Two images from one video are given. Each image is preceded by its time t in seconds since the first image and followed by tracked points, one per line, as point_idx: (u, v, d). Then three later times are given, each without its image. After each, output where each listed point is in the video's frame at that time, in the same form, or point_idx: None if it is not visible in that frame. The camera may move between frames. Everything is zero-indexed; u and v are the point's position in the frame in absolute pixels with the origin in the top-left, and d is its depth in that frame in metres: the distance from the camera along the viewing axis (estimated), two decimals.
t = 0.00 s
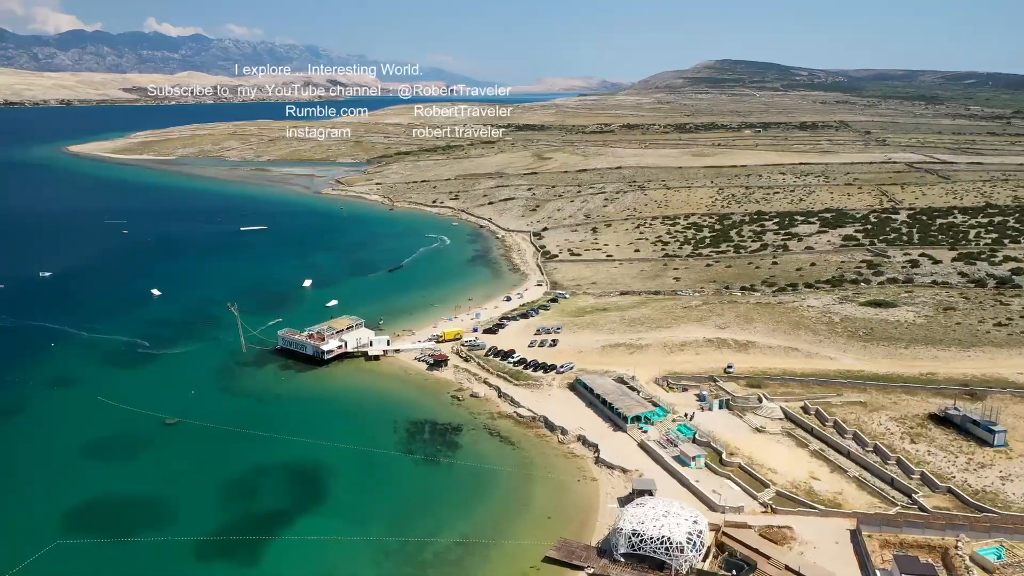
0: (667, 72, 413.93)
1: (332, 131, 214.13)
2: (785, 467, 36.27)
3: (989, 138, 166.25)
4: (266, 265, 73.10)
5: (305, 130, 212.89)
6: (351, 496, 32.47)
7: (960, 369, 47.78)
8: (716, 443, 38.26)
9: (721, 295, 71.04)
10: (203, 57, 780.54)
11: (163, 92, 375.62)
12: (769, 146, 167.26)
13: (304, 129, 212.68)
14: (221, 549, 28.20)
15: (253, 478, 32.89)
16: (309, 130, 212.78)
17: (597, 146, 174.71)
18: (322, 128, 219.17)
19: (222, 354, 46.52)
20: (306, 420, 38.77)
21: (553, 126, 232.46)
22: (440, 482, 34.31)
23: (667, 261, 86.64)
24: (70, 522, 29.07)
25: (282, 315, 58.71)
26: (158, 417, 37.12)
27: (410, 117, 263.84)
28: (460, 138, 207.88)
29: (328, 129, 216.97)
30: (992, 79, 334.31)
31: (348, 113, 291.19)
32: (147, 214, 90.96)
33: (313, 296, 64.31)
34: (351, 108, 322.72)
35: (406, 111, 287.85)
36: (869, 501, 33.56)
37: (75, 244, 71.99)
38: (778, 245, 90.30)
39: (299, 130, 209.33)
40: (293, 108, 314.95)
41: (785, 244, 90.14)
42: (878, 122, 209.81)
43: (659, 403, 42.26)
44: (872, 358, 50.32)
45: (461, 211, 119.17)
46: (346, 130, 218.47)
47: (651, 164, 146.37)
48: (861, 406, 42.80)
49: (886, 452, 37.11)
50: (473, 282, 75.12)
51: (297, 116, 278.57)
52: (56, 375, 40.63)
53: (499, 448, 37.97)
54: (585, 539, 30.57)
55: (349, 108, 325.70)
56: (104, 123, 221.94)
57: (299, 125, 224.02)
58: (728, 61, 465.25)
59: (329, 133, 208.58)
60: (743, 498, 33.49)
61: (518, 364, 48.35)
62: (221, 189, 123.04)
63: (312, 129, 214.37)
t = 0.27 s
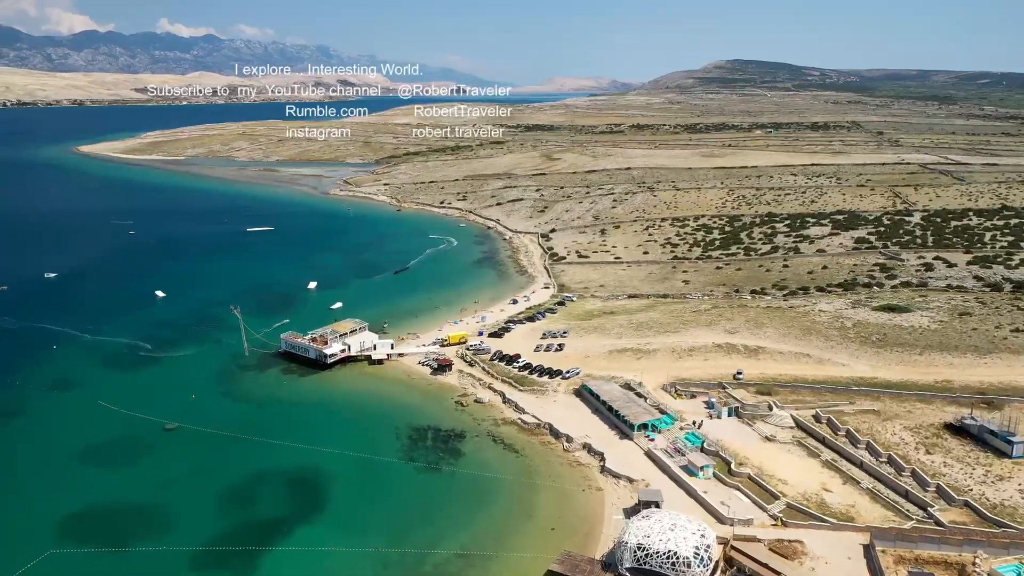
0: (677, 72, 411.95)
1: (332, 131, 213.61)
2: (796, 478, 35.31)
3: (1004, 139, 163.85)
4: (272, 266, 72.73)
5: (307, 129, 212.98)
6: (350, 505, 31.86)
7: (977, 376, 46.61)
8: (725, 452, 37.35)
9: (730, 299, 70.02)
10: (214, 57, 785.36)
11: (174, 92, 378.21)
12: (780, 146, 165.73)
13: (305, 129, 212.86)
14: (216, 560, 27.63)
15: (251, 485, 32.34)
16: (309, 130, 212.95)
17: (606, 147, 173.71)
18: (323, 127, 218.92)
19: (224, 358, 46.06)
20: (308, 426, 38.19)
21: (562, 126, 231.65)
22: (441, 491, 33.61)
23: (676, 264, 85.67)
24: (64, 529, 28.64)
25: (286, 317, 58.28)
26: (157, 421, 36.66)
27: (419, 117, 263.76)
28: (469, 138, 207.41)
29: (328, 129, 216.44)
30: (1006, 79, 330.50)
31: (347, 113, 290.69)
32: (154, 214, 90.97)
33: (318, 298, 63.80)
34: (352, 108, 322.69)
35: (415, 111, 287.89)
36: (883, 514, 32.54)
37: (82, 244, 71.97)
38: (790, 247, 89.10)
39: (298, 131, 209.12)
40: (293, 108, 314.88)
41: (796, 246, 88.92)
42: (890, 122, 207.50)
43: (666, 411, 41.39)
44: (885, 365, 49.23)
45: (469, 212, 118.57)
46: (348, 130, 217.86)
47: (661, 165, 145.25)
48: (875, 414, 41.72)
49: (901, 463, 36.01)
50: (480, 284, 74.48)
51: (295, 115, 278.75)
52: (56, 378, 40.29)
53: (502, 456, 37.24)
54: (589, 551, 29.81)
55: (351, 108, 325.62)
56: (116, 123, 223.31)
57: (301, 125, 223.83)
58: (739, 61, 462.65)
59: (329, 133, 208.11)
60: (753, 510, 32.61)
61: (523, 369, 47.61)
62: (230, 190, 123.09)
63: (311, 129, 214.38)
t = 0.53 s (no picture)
0: (687, 72, 409.82)
1: (333, 131, 212.82)
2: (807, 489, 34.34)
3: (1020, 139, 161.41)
4: (277, 267, 72.38)
5: (306, 130, 212.36)
6: (350, 514, 31.23)
7: (994, 384, 45.39)
8: (734, 462, 36.44)
9: (740, 303, 68.97)
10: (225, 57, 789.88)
11: (185, 92, 380.52)
12: (791, 147, 164.11)
13: (303, 129, 212.13)
14: (211, 571, 27.07)
15: (250, 493, 31.80)
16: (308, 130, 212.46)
17: (616, 147, 172.56)
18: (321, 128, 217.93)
19: (226, 361, 45.63)
20: (309, 432, 37.65)
21: (572, 126, 230.78)
22: (442, 500, 32.94)
23: (686, 266, 84.65)
24: (58, 537, 28.15)
25: (290, 320, 57.85)
26: (157, 427, 36.21)
27: (429, 118, 263.53)
28: (478, 138, 206.89)
29: (327, 129, 215.42)
30: (1021, 79, 326.41)
31: (343, 113, 289.45)
32: (162, 215, 90.97)
33: (323, 300, 63.33)
34: (352, 108, 321.62)
35: (424, 111, 287.84)
36: (897, 528, 31.51)
37: (88, 245, 71.93)
38: (801, 250, 87.85)
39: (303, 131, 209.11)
40: (293, 108, 314.08)
41: (808, 249, 87.64)
42: (903, 123, 205.08)
43: (674, 418, 40.49)
44: (899, 372, 48.10)
45: (477, 213, 117.97)
46: (348, 130, 216.59)
47: (670, 166, 144.07)
48: (888, 424, 40.63)
49: (916, 475, 34.91)
50: (487, 287, 73.79)
51: (292, 115, 278.47)
52: (57, 382, 39.96)
53: (506, 464, 36.52)
54: (593, 565, 29.03)
55: (352, 108, 324.77)
56: (127, 124, 224.67)
57: (301, 125, 223.03)
58: (750, 61, 459.82)
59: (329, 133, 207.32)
60: (762, 523, 31.71)
61: (528, 374, 46.83)
62: (238, 191, 123.14)
63: (310, 129, 213.64)
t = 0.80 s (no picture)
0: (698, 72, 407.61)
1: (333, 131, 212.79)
2: (818, 502, 33.38)
3: None
4: (283, 268, 72.06)
5: (306, 130, 212.15)
6: (349, 524, 30.63)
7: (1012, 393, 44.16)
8: (743, 472, 35.52)
9: (750, 307, 67.92)
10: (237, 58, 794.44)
11: (197, 93, 382.99)
12: (803, 147, 162.40)
13: (303, 130, 211.86)
14: None
15: (248, 502, 31.28)
16: (306, 129, 212.12)
17: (625, 148, 171.49)
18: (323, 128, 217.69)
19: (228, 365, 45.22)
20: (309, 438, 37.07)
21: (581, 126, 229.82)
22: (444, 510, 32.25)
23: (695, 269, 83.60)
24: (52, 546, 27.70)
25: (294, 322, 57.40)
26: (156, 431, 35.80)
27: (438, 118, 263.30)
28: (486, 138, 206.30)
29: (329, 129, 215.25)
30: None
31: (345, 113, 289.08)
32: (170, 215, 91.07)
33: (328, 302, 62.87)
34: (353, 108, 321.06)
35: (433, 111, 287.75)
36: (912, 544, 30.47)
37: (95, 246, 71.95)
38: (812, 252, 86.57)
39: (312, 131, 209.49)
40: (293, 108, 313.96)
41: (820, 251, 86.35)
42: (917, 123, 202.57)
43: (682, 426, 39.62)
44: (914, 380, 46.94)
45: (485, 214, 117.36)
46: (349, 130, 215.98)
47: (680, 167, 142.87)
48: (903, 433, 39.51)
49: (932, 488, 33.78)
50: (493, 289, 73.09)
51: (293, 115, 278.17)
52: (57, 384, 39.63)
53: (509, 472, 35.79)
54: None
55: (352, 108, 324.45)
56: (138, 124, 226.02)
57: (300, 125, 222.50)
58: (762, 61, 456.84)
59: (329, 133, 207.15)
60: (772, 537, 30.81)
61: (534, 379, 46.11)
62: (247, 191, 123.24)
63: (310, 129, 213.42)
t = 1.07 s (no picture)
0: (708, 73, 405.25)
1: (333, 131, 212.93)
2: (830, 515, 32.40)
3: None
4: (288, 270, 71.64)
5: (306, 129, 212.32)
6: (347, 535, 29.98)
7: None
8: (753, 483, 34.59)
9: (761, 311, 66.84)
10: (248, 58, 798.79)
11: (208, 93, 385.30)
12: (815, 148, 160.65)
13: (300, 129, 211.91)
14: None
15: (246, 511, 30.72)
16: (304, 130, 212.01)
17: (634, 148, 170.41)
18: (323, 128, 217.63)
19: (230, 368, 44.74)
20: (310, 445, 36.50)
21: (590, 127, 228.75)
22: (445, 520, 31.55)
23: (705, 271, 82.56)
24: (46, 556, 27.26)
25: (298, 324, 56.93)
26: (154, 437, 35.34)
27: (447, 118, 263.13)
28: (495, 138, 205.70)
29: (329, 129, 215.26)
30: None
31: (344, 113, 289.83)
32: (177, 216, 91.00)
33: (333, 305, 62.40)
34: (353, 108, 321.13)
35: (442, 111, 287.61)
36: (928, 560, 29.42)
37: (102, 246, 71.90)
38: (824, 255, 85.28)
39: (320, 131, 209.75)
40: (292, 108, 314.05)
41: (832, 254, 85.03)
42: (931, 123, 200.04)
43: (690, 434, 38.73)
44: (928, 388, 45.77)
45: (493, 215, 116.75)
46: (348, 130, 216.07)
47: (690, 167, 141.64)
48: (917, 444, 38.38)
49: (949, 501, 32.66)
50: (500, 291, 72.35)
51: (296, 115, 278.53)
52: (58, 389, 39.34)
53: (513, 481, 35.04)
54: None
55: (351, 107, 324.74)
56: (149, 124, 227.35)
57: (298, 125, 222.20)
58: (773, 61, 453.77)
59: (329, 133, 207.36)
60: (782, 551, 29.90)
61: (539, 385, 45.33)
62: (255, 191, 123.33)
63: (309, 129, 213.46)
